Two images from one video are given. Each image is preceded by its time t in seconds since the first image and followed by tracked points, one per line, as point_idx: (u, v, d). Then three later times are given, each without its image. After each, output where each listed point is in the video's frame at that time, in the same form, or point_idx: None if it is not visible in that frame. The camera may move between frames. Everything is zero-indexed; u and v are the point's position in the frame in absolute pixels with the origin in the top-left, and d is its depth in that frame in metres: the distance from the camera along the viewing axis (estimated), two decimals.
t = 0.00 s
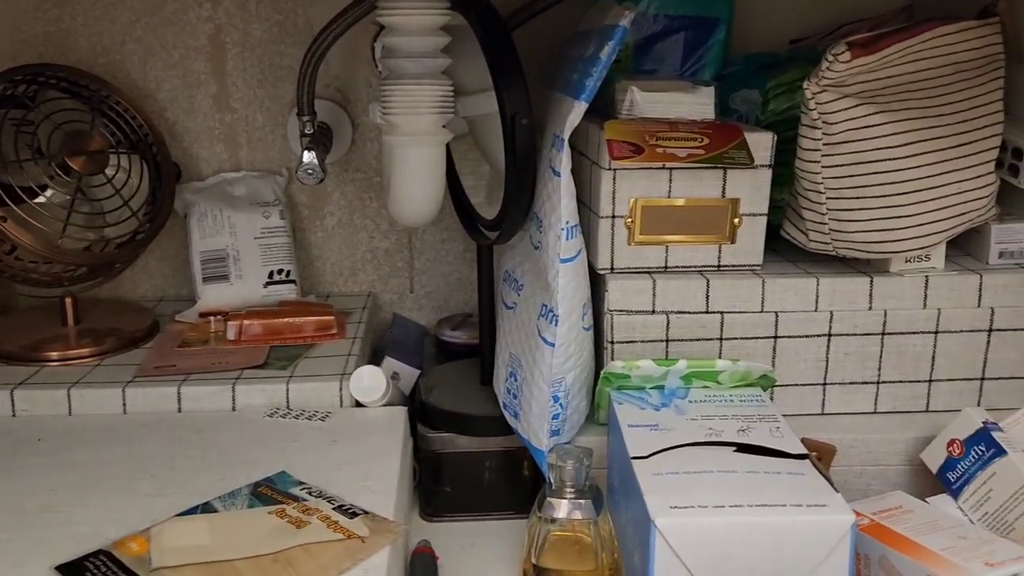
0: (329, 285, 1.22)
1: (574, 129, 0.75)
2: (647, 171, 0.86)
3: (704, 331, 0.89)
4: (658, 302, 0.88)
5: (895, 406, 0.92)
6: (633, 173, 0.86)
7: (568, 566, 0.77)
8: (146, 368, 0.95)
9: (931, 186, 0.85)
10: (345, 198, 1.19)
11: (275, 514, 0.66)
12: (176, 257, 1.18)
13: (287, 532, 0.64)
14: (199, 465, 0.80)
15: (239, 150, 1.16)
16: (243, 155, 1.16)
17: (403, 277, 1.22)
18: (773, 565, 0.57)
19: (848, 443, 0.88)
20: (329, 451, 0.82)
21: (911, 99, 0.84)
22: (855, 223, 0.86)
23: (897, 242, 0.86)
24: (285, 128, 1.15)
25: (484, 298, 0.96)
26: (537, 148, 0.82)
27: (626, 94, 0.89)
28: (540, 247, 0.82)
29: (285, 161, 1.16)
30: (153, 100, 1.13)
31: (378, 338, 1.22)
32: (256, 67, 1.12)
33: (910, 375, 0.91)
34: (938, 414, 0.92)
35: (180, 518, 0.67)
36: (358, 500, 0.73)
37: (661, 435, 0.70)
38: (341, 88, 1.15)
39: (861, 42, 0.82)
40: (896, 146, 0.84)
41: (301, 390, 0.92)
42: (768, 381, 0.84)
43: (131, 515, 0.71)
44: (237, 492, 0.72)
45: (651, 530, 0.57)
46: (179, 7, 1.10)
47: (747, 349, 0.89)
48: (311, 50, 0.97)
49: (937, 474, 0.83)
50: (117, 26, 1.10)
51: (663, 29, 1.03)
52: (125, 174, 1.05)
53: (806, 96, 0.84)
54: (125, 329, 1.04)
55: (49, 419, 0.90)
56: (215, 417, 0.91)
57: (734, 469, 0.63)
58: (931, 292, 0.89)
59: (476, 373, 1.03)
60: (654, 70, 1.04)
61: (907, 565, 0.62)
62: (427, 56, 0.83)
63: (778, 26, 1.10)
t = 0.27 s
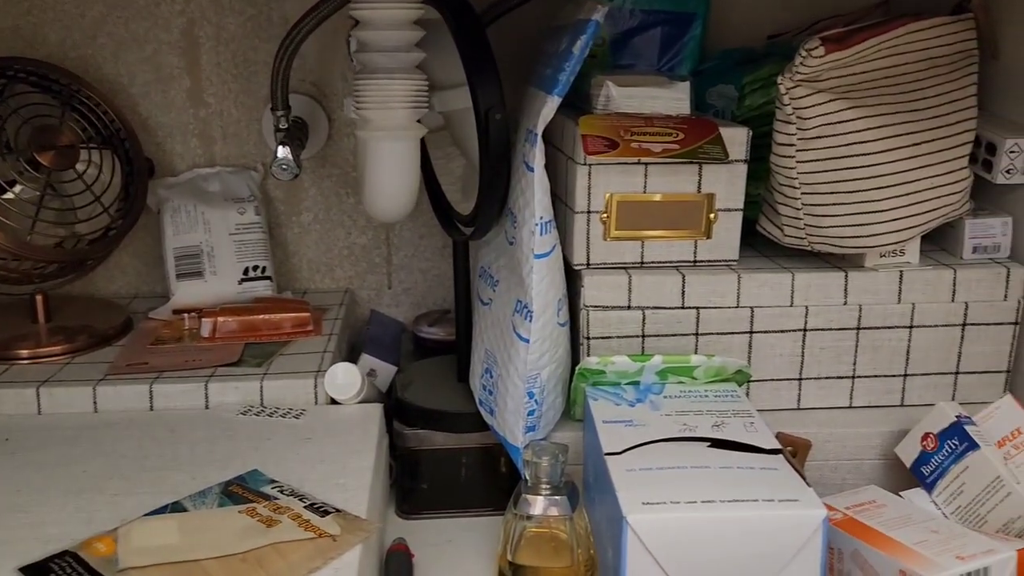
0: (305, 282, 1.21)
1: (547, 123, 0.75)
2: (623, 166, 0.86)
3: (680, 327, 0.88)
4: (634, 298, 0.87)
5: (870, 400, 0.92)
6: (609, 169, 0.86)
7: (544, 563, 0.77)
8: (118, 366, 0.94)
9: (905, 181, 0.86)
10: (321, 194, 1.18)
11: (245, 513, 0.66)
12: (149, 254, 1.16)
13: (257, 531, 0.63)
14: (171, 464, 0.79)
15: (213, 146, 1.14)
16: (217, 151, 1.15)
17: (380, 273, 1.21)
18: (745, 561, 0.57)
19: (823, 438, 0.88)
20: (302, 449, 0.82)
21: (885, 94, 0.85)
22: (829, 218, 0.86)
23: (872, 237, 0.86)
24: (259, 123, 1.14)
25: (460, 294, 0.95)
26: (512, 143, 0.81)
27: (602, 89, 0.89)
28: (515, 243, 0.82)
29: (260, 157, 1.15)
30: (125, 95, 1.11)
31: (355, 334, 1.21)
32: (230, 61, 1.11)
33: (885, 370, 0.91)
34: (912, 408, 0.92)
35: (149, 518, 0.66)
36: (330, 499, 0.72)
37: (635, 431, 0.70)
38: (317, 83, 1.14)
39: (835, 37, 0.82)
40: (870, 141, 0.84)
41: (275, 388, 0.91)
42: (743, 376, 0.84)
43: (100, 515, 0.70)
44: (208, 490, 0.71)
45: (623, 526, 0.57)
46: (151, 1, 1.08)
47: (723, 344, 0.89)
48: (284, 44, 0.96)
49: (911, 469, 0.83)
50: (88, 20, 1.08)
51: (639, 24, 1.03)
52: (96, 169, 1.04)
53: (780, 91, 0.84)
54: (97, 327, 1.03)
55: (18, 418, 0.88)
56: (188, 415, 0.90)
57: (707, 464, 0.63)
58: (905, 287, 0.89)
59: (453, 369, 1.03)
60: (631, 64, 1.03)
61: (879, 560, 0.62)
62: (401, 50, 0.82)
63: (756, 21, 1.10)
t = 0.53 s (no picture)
0: (282, 276, 1.20)
1: (523, 115, 0.74)
2: (600, 159, 0.85)
3: (657, 320, 0.88)
4: (612, 291, 0.87)
5: (846, 393, 0.92)
6: (585, 161, 0.85)
7: (522, 557, 0.77)
8: (90, 361, 0.93)
9: (881, 173, 0.86)
10: (298, 187, 1.17)
11: (218, 507, 0.65)
12: (123, 248, 1.15)
13: (229, 526, 0.62)
14: (143, 459, 0.78)
15: (188, 139, 1.13)
16: (192, 143, 1.13)
17: (358, 267, 1.20)
18: (720, 552, 0.57)
19: (800, 431, 0.88)
20: (277, 443, 0.81)
21: (861, 87, 0.85)
22: (806, 211, 0.86)
23: (848, 230, 0.87)
24: (235, 116, 1.12)
25: (437, 288, 0.95)
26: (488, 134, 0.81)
27: (580, 82, 0.89)
28: (491, 236, 0.81)
29: (236, 150, 1.14)
30: (98, 87, 1.10)
31: (332, 329, 1.20)
32: (205, 53, 1.10)
33: (861, 363, 0.91)
34: (888, 401, 0.93)
35: (120, 513, 0.65)
36: (304, 494, 0.72)
37: (611, 424, 0.70)
38: (293, 75, 1.12)
39: (811, 29, 0.82)
40: (847, 134, 0.84)
41: (250, 382, 0.90)
42: (720, 369, 0.84)
43: (69, 511, 0.69)
44: (180, 485, 0.70)
45: (598, 519, 0.56)
46: None
47: (700, 337, 0.89)
48: (258, 35, 0.94)
49: (886, 462, 0.83)
50: (59, 11, 1.07)
51: (618, 16, 1.03)
52: (68, 161, 1.03)
53: (757, 83, 0.84)
54: (70, 322, 1.01)
55: None
56: (161, 410, 0.89)
57: (682, 456, 0.63)
58: (881, 280, 0.89)
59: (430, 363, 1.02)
60: (609, 58, 1.03)
61: (855, 551, 0.62)
62: (376, 41, 0.82)
63: (733, 15, 1.10)
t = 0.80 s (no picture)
0: (261, 269, 1.19)
1: (501, 105, 0.74)
2: (580, 151, 0.85)
3: (636, 312, 0.88)
4: (591, 283, 0.87)
5: (824, 385, 0.93)
6: (565, 153, 0.85)
7: (501, 550, 0.77)
8: (65, 354, 0.92)
9: (859, 166, 0.86)
10: (276, 180, 1.16)
11: (192, 501, 0.64)
12: (99, 241, 1.14)
13: (204, 519, 0.62)
14: (117, 453, 0.77)
15: (164, 130, 1.12)
16: (169, 135, 1.12)
17: (337, 260, 1.20)
18: (697, 544, 0.57)
19: (778, 423, 0.89)
20: (253, 437, 0.80)
21: (839, 79, 0.85)
22: (784, 203, 0.87)
23: (825, 223, 0.87)
24: (212, 107, 1.11)
25: (415, 280, 0.94)
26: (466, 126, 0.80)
27: (560, 74, 0.89)
28: (469, 227, 0.81)
29: (213, 142, 1.13)
30: (72, 77, 1.08)
31: (311, 322, 1.19)
32: (181, 43, 1.09)
33: (839, 356, 0.92)
34: (865, 393, 0.93)
35: (93, 507, 0.64)
36: (280, 487, 0.71)
37: (589, 416, 0.69)
38: (271, 66, 1.11)
39: (789, 22, 0.82)
40: (825, 127, 0.84)
41: (227, 375, 0.89)
42: (698, 361, 0.84)
43: (41, 505, 0.68)
44: (154, 479, 0.69)
45: (575, 510, 0.56)
46: None
47: (679, 330, 0.89)
48: (235, 24, 0.93)
49: (863, 454, 0.83)
50: None
51: (598, 8, 1.03)
52: (41, 151, 1.01)
53: (736, 75, 0.84)
54: (43, 315, 1.00)
55: None
56: (137, 404, 0.88)
57: (660, 448, 0.63)
58: (858, 272, 0.90)
59: (409, 356, 1.02)
60: (589, 50, 1.03)
61: (830, 541, 0.62)
62: (353, 31, 0.81)
63: (714, 8, 1.10)
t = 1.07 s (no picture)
0: (240, 261, 1.18)
1: (478, 96, 0.74)
2: (558, 142, 0.85)
3: (614, 304, 0.88)
4: (569, 275, 0.87)
5: (801, 377, 0.93)
6: (543, 144, 0.85)
7: (478, 542, 0.77)
8: (39, 346, 0.91)
9: (837, 159, 0.86)
10: (255, 170, 1.15)
11: (165, 493, 0.63)
12: (75, 231, 1.12)
13: (177, 512, 0.61)
14: (91, 445, 0.77)
15: (141, 120, 1.11)
16: (146, 125, 1.11)
17: (317, 252, 1.19)
18: (670, 534, 0.57)
19: (755, 414, 0.89)
20: (230, 429, 0.80)
21: (817, 72, 0.85)
22: (762, 196, 0.87)
23: (803, 215, 0.87)
24: (189, 97, 1.10)
25: (394, 271, 0.94)
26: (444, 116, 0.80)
27: (539, 65, 0.88)
28: (447, 219, 0.80)
29: (190, 132, 1.12)
30: (47, 65, 1.07)
31: (290, 314, 1.19)
32: (158, 32, 1.08)
33: (816, 348, 0.92)
34: (842, 385, 0.94)
35: (64, 500, 0.63)
36: (255, 480, 0.71)
37: (566, 407, 0.69)
38: (250, 55, 1.10)
39: (767, 14, 0.82)
40: (803, 119, 0.85)
41: (203, 367, 0.89)
42: (676, 353, 0.84)
43: (13, 498, 0.68)
44: (127, 471, 0.69)
45: (549, 502, 0.56)
46: None
47: (657, 322, 0.89)
48: (212, 12, 0.93)
49: (839, 445, 0.84)
50: None
51: None
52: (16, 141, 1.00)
53: (715, 67, 0.84)
54: (17, 306, 0.99)
55: None
56: (112, 396, 0.87)
57: (635, 439, 0.63)
58: (836, 264, 0.90)
59: (388, 348, 1.02)
60: (569, 42, 1.01)
61: (804, 532, 0.62)
62: (330, 20, 0.80)
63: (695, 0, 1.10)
